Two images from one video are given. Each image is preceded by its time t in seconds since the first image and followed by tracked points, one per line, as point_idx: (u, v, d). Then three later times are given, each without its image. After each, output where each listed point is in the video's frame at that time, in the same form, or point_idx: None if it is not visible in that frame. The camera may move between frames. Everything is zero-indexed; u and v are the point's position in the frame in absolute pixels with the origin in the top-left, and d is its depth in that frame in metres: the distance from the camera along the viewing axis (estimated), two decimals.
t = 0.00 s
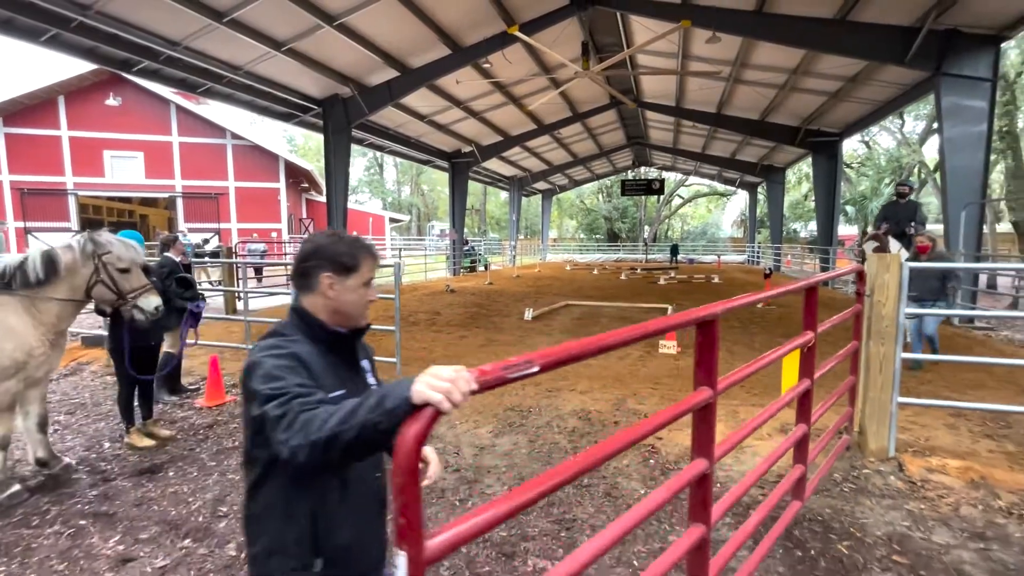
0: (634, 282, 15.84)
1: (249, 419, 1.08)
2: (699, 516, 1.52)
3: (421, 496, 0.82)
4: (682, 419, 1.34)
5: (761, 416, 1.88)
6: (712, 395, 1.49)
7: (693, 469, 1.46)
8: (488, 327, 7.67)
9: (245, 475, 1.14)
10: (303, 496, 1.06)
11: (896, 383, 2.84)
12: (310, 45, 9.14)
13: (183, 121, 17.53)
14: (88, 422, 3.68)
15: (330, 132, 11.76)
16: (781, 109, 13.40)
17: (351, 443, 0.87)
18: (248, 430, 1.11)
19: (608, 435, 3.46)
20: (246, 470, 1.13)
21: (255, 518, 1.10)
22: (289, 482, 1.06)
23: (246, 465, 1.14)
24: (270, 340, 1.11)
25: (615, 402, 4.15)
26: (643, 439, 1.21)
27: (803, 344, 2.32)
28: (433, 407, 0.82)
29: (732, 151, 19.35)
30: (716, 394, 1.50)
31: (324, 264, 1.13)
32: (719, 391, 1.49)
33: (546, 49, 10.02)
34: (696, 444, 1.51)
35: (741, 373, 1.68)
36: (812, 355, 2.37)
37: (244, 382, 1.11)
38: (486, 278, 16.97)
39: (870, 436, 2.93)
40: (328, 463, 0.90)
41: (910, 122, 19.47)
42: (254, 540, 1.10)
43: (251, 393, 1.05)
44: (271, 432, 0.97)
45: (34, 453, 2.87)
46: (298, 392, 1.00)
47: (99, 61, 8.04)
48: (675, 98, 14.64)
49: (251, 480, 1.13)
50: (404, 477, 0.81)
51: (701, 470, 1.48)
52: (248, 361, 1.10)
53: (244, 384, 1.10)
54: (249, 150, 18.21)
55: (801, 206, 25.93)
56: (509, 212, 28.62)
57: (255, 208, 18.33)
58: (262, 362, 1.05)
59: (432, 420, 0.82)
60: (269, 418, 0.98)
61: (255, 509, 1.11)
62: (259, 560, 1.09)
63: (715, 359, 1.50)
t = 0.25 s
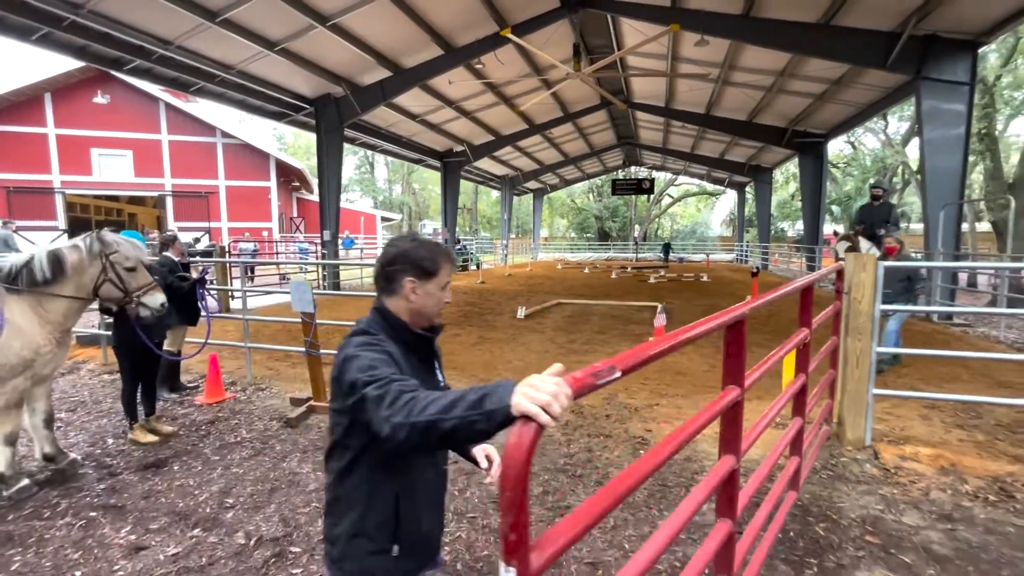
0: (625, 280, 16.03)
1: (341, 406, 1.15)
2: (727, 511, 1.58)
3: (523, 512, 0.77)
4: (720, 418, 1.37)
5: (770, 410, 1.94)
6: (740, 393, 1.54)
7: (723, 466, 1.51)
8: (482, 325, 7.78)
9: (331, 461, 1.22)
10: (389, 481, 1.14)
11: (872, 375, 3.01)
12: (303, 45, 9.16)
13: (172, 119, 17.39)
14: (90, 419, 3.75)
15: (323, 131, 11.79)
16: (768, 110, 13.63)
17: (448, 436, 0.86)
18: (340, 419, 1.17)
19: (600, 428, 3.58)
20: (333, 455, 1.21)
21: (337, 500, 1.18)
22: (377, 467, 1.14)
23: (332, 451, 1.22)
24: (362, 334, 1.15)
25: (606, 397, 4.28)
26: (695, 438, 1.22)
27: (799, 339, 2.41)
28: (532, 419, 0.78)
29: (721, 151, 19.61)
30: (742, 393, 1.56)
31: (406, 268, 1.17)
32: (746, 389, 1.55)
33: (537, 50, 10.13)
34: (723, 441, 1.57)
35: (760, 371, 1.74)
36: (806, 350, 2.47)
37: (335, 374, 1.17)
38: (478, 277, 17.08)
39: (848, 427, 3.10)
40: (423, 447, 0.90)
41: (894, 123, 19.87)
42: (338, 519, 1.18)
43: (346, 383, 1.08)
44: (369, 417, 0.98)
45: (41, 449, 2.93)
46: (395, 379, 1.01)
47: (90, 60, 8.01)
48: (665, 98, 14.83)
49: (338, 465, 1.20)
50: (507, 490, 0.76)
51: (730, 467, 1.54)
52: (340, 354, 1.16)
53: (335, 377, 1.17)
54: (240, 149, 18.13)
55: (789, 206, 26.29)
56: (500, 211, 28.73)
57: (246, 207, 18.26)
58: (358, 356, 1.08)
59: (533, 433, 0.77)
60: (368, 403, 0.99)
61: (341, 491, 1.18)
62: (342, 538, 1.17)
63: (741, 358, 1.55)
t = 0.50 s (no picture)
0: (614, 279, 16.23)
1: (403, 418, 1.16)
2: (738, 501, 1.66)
3: (605, 508, 0.78)
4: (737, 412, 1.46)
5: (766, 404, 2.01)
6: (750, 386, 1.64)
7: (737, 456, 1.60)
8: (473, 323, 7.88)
9: (394, 472, 1.23)
10: (459, 487, 1.17)
11: (846, 367, 3.16)
12: (294, 44, 9.18)
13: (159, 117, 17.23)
14: (86, 415, 3.79)
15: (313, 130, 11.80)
16: (754, 112, 13.87)
17: (524, 443, 0.86)
18: (403, 430, 1.18)
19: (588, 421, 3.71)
20: (397, 465, 1.22)
21: (406, 509, 1.20)
22: (447, 474, 1.16)
23: (394, 462, 1.22)
24: (418, 346, 1.15)
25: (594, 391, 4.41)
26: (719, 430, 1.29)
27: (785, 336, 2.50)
28: (610, 416, 0.79)
29: (708, 151, 19.87)
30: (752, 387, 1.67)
31: (455, 277, 1.19)
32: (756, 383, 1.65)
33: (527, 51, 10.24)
34: (735, 433, 1.65)
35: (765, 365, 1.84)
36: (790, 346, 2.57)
37: (392, 386, 1.17)
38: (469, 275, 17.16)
39: (823, 417, 3.27)
40: (497, 454, 0.90)
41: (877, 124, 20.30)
42: (409, 527, 1.19)
43: (409, 395, 1.08)
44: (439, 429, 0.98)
45: (41, 444, 2.98)
46: (461, 389, 1.01)
47: (79, 58, 7.97)
48: (653, 99, 15.01)
49: (404, 474, 1.20)
50: (587, 488, 0.78)
51: (742, 459, 1.63)
52: (397, 368, 1.15)
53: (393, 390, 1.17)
54: (229, 147, 18.02)
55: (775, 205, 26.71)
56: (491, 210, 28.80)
57: (234, 206, 18.15)
58: (419, 369, 1.08)
59: (611, 429, 0.78)
60: (436, 415, 0.99)
61: (409, 499, 1.19)
62: (415, 545, 1.18)
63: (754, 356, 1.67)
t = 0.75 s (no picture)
0: (601, 277, 16.42)
1: (457, 410, 1.15)
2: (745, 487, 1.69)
3: (690, 503, 0.81)
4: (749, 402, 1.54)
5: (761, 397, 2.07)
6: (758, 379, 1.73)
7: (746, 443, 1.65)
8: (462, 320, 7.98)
9: (446, 463, 1.22)
10: (515, 477, 1.18)
11: (816, 359, 3.34)
12: (281, 42, 9.18)
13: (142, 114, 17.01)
14: (79, 412, 3.84)
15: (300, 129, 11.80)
16: (736, 113, 14.15)
17: (598, 441, 0.87)
18: (456, 423, 1.16)
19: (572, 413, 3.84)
20: (450, 458, 1.21)
21: (460, 499, 1.20)
22: (503, 465, 1.16)
23: (447, 453, 1.21)
24: (475, 337, 1.13)
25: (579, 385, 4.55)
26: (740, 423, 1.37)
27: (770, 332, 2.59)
28: (694, 410, 0.81)
29: (693, 151, 20.18)
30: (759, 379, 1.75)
31: (511, 270, 1.17)
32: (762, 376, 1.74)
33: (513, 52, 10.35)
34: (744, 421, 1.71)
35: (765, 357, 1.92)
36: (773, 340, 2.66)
37: (446, 377, 1.16)
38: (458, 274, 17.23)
39: (795, 406, 3.44)
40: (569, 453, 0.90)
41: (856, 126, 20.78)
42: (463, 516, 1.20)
43: (469, 388, 1.07)
44: (503, 426, 0.98)
45: (38, 439, 3.04)
46: (525, 386, 1.01)
47: (62, 55, 7.90)
48: (639, 100, 15.22)
49: (458, 467, 1.20)
50: (675, 484, 0.80)
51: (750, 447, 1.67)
52: (453, 361, 1.13)
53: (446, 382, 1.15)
54: (214, 145, 17.86)
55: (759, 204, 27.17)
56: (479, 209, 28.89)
57: (220, 204, 18.00)
58: (480, 363, 1.06)
59: (694, 424, 0.80)
60: (501, 411, 0.98)
61: (463, 490, 1.19)
62: (469, 535, 1.19)
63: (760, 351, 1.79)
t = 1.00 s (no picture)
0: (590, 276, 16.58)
1: (506, 405, 1.13)
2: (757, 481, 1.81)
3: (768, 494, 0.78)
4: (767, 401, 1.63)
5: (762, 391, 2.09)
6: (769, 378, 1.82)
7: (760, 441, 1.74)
8: (453, 318, 8.06)
9: (490, 456, 1.19)
10: (564, 471, 1.15)
11: (796, 353, 3.49)
12: (270, 41, 9.15)
13: (127, 112, 16.78)
14: (73, 410, 3.86)
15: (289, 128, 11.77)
16: (722, 114, 14.37)
17: (665, 435, 0.87)
18: (505, 416, 1.14)
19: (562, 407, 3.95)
20: (495, 450, 1.18)
21: (504, 493, 1.16)
22: (554, 459, 1.14)
23: (494, 445, 1.18)
24: (529, 335, 1.13)
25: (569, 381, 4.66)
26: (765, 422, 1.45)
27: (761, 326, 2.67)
28: (765, 405, 0.82)
29: (680, 151, 20.43)
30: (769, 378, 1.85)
31: (565, 273, 1.16)
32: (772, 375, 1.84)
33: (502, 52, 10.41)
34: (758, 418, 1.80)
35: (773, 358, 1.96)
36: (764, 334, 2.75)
37: (498, 371, 1.14)
38: (447, 273, 17.26)
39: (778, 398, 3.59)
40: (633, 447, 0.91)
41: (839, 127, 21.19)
42: (506, 509, 1.16)
43: (525, 384, 1.06)
44: (564, 420, 0.99)
45: (35, 437, 3.07)
46: (584, 382, 1.01)
47: (46, 52, 7.81)
48: (627, 100, 15.38)
49: (504, 460, 1.16)
50: (751, 477, 0.78)
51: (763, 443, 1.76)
52: (506, 354, 1.12)
53: (498, 376, 1.14)
54: (200, 143, 17.68)
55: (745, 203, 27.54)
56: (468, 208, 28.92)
57: (206, 203, 17.84)
58: (538, 359, 1.06)
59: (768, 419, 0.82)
60: (560, 406, 0.99)
61: (508, 483, 1.15)
62: (512, 525, 1.15)
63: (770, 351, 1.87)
